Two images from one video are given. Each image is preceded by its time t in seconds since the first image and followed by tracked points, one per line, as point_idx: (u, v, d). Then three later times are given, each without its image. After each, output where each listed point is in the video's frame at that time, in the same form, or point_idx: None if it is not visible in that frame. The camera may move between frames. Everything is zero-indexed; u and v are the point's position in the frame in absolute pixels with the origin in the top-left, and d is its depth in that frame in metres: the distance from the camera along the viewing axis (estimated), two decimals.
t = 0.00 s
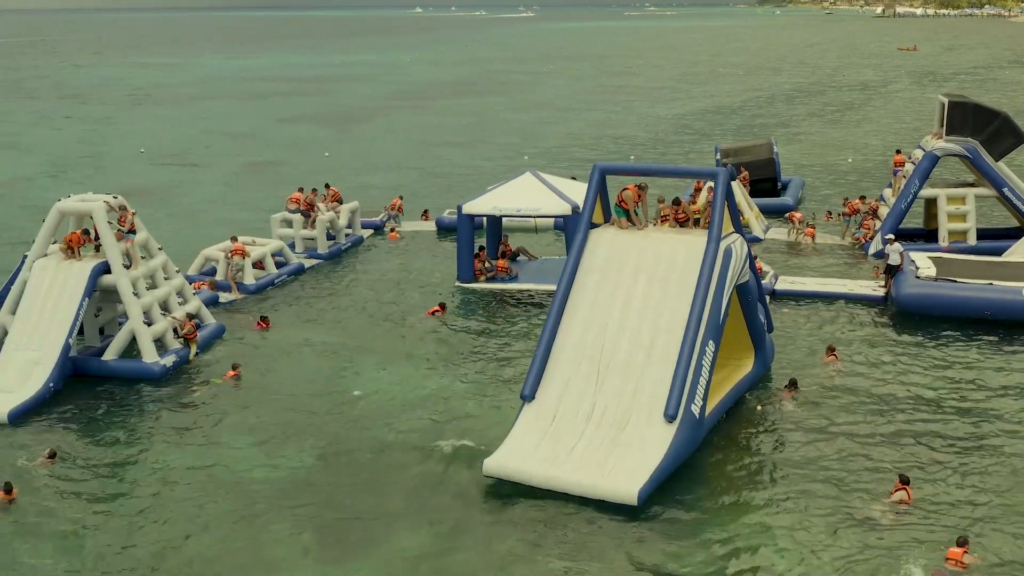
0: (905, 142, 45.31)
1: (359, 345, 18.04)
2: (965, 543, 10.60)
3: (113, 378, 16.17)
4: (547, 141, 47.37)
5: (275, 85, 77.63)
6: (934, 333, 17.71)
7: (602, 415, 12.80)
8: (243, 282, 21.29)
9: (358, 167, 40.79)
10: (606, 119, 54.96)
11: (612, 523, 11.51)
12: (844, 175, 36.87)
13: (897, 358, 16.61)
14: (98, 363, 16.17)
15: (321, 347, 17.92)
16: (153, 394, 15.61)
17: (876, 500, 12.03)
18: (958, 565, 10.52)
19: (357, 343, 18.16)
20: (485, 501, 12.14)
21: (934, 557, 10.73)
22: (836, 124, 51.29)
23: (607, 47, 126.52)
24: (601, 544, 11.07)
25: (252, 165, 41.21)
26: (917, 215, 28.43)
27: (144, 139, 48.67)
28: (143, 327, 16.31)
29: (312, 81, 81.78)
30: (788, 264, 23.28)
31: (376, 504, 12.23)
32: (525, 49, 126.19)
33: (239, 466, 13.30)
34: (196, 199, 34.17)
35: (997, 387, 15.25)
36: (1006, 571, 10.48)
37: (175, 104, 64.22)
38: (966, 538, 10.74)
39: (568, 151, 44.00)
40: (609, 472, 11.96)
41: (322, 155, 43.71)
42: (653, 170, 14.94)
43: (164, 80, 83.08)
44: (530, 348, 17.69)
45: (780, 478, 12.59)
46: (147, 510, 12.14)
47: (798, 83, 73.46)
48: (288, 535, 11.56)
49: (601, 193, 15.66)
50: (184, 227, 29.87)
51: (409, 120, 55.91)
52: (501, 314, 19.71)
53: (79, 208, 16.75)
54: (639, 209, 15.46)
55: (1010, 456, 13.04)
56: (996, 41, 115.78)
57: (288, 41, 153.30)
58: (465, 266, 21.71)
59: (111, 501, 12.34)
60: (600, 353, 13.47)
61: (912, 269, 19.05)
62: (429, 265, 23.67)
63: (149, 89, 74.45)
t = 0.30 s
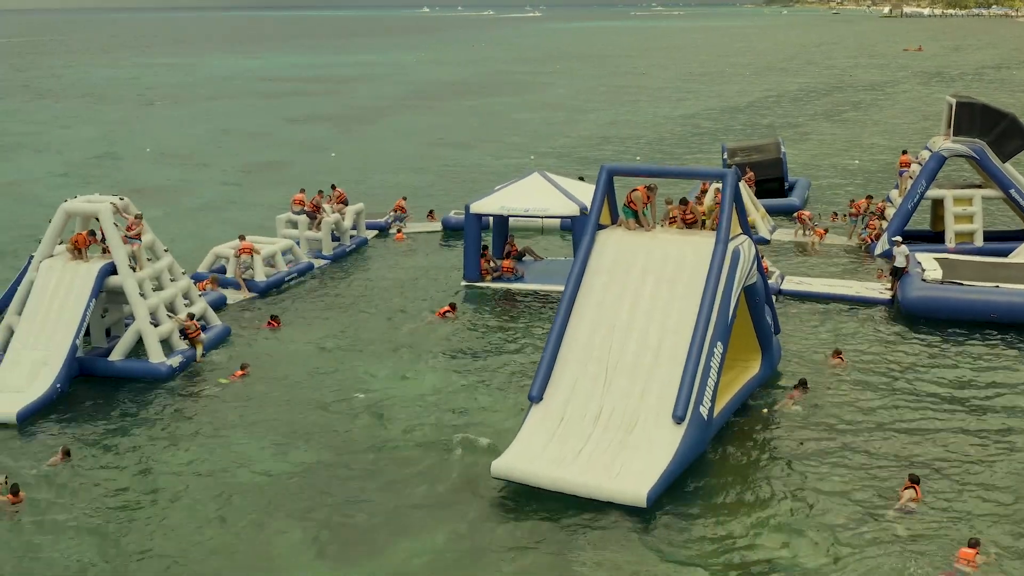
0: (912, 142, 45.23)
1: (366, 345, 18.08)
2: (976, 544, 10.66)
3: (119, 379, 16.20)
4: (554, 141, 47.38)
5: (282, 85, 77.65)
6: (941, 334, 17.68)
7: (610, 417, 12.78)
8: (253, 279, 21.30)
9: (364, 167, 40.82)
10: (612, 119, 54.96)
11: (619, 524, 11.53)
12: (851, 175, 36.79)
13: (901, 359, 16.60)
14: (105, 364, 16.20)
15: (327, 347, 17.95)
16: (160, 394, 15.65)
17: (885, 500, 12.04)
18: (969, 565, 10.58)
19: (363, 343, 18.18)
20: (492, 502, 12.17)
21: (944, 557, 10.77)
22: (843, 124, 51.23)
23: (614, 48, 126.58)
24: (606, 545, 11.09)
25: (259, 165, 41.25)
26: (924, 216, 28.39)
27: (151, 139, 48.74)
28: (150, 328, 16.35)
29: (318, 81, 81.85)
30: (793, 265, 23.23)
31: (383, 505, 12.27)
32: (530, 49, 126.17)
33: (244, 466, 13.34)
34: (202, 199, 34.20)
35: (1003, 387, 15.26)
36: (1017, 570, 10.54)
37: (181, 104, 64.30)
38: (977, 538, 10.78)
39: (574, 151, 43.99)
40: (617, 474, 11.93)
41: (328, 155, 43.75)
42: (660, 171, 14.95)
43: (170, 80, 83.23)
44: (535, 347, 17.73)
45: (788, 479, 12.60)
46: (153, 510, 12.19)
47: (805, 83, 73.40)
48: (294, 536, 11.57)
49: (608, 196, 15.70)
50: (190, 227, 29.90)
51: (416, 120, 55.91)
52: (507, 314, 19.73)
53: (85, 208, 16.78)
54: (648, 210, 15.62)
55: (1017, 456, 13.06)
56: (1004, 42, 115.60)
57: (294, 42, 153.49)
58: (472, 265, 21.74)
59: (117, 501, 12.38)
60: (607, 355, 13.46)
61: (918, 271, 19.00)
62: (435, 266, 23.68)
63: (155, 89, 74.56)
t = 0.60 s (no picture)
0: (919, 142, 45.16)
1: (371, 346, 18.11)
2: (988, 545, 10.66)
3: (124, 379, 16.24)
4: (560, 141, 47.38)
5: (287, 86, 77.68)
6: (948, 336, 17.65)
7: (619, 419, 12.76)
8: (261, 277, 21.45)
9: (370, 167, 40.87)
10: (618, 119, 54.95)
11: (625, 526, 11.56)
12: (857, 175, 36.74)
13: (908, 360, 16.58)
14: (109, 364, 16.24)
15: (333, 348, 17.99)
16: (166, 395, 15.72)
17: (895, 502, 12.04)
18: (981, 566, 10.59)
19: (369, 344, 18.22)
20: (498, 505, 12.20)
21: (956, 559, 10.77)
22: (850, 124, 51.15)
23: (620, 48, 126.51)
24: (612, 548, 11.11)
25: (264, 165, 41.30)
26: (930, 217, 28.36)
27: (158, 139, 48.82)
28: (156, 329, 16.38)
29: (324, 82, 81.91)
30: (798, 265, 23.21)
31: (389, 506, 12.30)
32: (535, 49, 126.09)
33: (250, 467, 13.38)
34: (208, 199, 34.26)
35: (1010, 388, 15.27)
36: None
37: (187, 104, 64.38)
38: (988, 539, 10.78)
39: (580, 151, 44.00)
40: (627, 476, 11.91)
41: (334, 155, 43.81)
42: (666, 173, 14.95)
43: (175, 79, 83.28)
44: (541, 349, 17.75)
45: (798, 480, 12.58)
46: (160, 511, 12.23)
47: (812, 83, 73.33)
48: (298, 538, 11.58)
49: (615, 198, 15.71)
50: (196, 227, 29.94)
51: (422, 121, 55.93)
52: (513, 315, 19.75)
53: (92, 208, 16.81)
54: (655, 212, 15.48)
55: None
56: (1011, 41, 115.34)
57: (300, 41, 153.49)
58: (478, 265, 21.79)
59: (124, 502, 12.43)
60: (616, 357, 13.44)
61: (925, 273, 18.97)
62: (441, 267, 23.69)
63: (161, 89, 74.62)
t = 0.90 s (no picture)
0: (919, 142, 45.13)
1: (372, 348, 18.12)
2: (991, 545, 10.70)
3: (123, 382, 16.23)
4: (560, 141, 47.38)
5: (287, 85, 77.64)
6: (950, 337, 17.66)
7: (622, 423, 12.76)
8: (262, 279, 21.44)
9: (369, 167, 40.87)
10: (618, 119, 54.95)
11: (626, 528, 11.57)
12: (857, 176, 36.74)
13: (909, 361, 16.60)
14: (108, 366, 16.22)
15: (334, 350, 18.01)
16: (166, 396, 15.73)
17: (898, 502, 12.07)
18: (985, 565, 10.62)
19: (370, 346, 18.24)
20: (498, 507, 12.21)
21: (959, 559, 10.81)
22: (851, 124, 51.16)
23: (620, 48, 126.46)
24: (613, 550, 11.12)
25: (264, 165, 41.29)
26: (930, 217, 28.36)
27: (158, 139, 48.81)
28: (155, 332, 16.37)
29: (324, 82, 81.88)
30: (799, 266, 23.21)
31: (389, 507, 12.31)
32: (535, 49, 126.02)
33: (250, 469, 13.39)
34: (208, 199, 34.27)
35: (1010, 389, 15.31)
36: None
37: (187, 104, 64.37)
38: (992, 539, 10.82)
39: (580, 151, 43.99)
40: (631, 480, 11.92)
41: (333, 155, 43.83)
42: (667, 175, 14.95)
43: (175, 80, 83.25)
44: (542, 350, 17.76)
45: (801, 482, 12.60)
46: (159, 512, 12.24)
47: (812, 83, 73.31)
48: (298, 541, 11.57)
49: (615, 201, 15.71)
50: (197, 227, 29.95)
51: (422, 121, 55.94)
52: (514, 316, 19.76)
53: (93, 210, 16.82)
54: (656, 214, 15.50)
55: None
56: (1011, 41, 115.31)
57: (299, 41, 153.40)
58: (479, 265, 21.78)
59: (123, 503, 12.44)
60: (619, 360, 13.43)
61: (925, 274, 18.97)
62: (441, 268, 23.70)
63: (161, 89, 74.59)
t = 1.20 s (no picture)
0: (919, 143, 45.08)
1: (373, 350, 18.12)
2: (991, 544, 10.77)
3: (122, 383, 16.25)
4: (560, 142, 47.37)
5: (287, 85, 77.60)
6: (950, 338, 17.69)
7: (623, 428, 12.77)
8: (261, 282, 21.38)
9: (369, 167, 40.88)
10: (618, 119, 54.90)
11: (625, 529, 11.58)
12: (857, 176, 36.72)
13: (909, 363, 16.65)
14: (107, 367, 16.23)
15: (334, 351, 18.03)
16: (165, 398, 15.76)
17: (899, 504, 12.12)
18: (985, 565, 10.69)
19: (369, 347, 18.26)
20: (497, 509, 12.23)
21: (960, 559, 10.88)
22: (851, 124, 51.14)
23: (620, 48, 126.49)
24: (612, 550, 11.14)
25: (263, 165, 41.29)
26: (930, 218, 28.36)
27: (157, 140, 48.80)
28: (154, 333, 16.37)
29: (324, 82, 81.84)
30: (799, 267, 23.22)
31: (387, 508, 12.34)
32: (535, 49, 125.89)
33: (249, 470, 13.42)
34: (207, 200, 34.28)
35: (1010, 390, 15.36)
36: None
37: (186, 104, 64.38)
38: (992, 539, 10.89)
39: (579, 151, 43.98)
40: (633, 485, 11.94)
41: (333, 155, 43.83)
42: (668, 178, 14.95)
43: (175, 80, 83.34)
44: (542, 351, 17.76)
45: (801, 485, 12.64)
46: (160, 513, 12.28)
47: (812, 83, 73.25)
48: (297, 541, 11.61)
49: (616, 204, 15.69)
50: (196, 227, 29.95)
51: (421, 121, 55.93)
52: (513, 317, 19.76)
53: (92, 211, 16.84)
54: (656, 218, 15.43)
55: None
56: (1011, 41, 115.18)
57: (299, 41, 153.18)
58: (478, 268, 21.73)
59: (122, 504, 12.49)
60: (620, 364, 13.45)
61: (925, 276, 18.98)
62: (440, 270, 23.68)
63: (161, 89, 74.56)
